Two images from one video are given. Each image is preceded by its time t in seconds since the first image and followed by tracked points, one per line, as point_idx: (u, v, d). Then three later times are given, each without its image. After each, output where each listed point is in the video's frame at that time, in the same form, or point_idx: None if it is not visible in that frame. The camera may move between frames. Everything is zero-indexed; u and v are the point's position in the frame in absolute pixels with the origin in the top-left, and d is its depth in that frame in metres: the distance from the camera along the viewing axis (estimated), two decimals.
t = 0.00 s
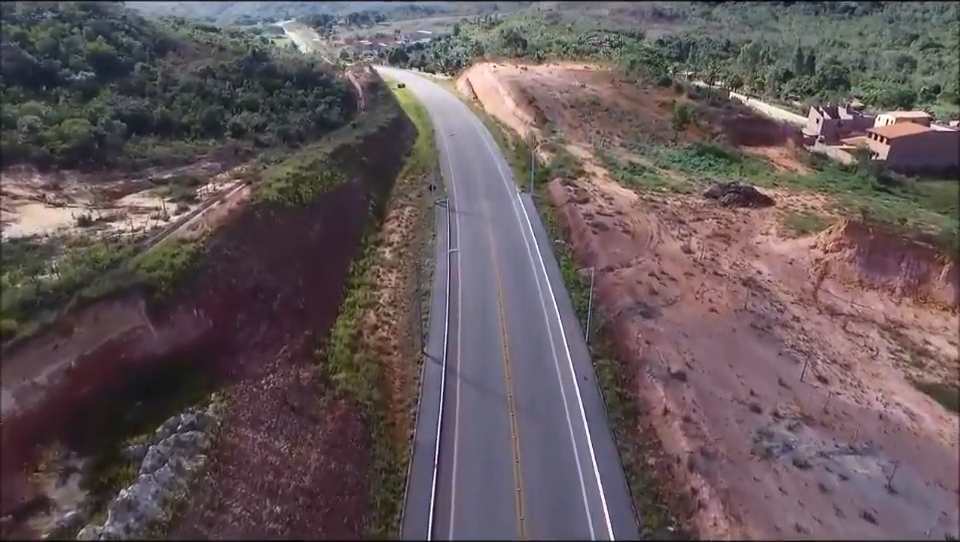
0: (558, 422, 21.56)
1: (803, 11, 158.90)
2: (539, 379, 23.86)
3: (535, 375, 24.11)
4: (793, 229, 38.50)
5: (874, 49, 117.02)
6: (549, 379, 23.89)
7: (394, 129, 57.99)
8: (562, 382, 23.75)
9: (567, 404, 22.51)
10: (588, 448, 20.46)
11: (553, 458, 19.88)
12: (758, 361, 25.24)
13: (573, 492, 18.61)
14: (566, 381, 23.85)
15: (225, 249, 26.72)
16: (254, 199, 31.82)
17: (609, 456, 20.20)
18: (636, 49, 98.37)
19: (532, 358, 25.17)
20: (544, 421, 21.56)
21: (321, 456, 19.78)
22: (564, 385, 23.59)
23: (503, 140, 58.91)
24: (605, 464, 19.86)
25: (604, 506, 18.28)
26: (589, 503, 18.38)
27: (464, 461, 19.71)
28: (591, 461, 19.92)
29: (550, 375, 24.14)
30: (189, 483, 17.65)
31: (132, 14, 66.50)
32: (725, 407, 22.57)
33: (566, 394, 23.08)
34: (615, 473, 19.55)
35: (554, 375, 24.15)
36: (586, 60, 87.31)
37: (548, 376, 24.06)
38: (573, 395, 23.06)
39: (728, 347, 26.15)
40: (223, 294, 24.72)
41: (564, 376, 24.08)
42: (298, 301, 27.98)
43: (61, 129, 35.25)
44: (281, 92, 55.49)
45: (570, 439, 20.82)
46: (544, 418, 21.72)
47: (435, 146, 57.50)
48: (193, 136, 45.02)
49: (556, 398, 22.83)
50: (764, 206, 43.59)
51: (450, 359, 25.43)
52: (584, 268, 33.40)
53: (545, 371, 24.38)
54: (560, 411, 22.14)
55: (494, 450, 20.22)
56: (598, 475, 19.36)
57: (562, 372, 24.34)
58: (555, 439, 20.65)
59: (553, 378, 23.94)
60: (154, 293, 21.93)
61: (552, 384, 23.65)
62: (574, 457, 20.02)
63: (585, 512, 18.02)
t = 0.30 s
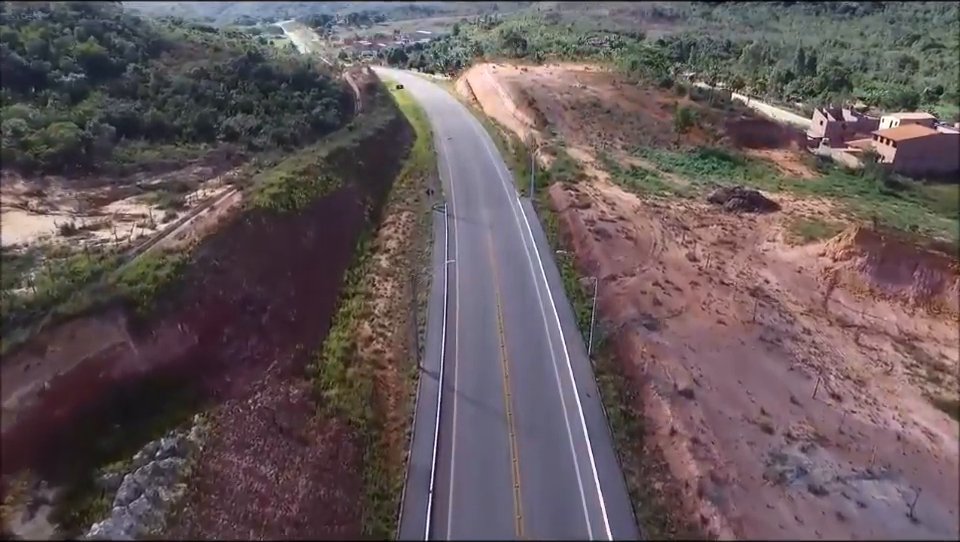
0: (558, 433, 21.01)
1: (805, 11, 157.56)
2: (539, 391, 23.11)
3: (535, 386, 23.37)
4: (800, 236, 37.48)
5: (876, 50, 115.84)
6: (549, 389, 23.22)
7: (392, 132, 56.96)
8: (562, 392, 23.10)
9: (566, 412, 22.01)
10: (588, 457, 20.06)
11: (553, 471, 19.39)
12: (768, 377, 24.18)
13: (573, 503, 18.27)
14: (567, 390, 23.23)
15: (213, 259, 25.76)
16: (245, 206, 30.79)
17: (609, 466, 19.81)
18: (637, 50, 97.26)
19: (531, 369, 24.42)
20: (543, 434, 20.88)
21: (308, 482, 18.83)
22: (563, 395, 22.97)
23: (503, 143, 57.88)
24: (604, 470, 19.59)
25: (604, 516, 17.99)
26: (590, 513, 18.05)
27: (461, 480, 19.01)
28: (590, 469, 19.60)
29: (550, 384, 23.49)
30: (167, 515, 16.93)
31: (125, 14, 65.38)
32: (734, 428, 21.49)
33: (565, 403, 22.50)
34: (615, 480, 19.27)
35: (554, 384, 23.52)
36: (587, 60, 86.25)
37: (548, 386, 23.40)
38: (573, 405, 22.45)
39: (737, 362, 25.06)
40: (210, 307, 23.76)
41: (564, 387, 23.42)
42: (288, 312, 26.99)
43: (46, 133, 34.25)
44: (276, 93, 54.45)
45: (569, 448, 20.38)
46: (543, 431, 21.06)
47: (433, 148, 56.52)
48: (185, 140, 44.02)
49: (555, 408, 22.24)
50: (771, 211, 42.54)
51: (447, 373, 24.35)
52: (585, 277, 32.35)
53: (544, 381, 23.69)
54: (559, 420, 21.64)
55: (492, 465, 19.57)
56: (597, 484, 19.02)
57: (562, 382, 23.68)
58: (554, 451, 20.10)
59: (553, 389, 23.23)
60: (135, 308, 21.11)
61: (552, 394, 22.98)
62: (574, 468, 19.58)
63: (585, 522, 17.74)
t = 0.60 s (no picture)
0: (558, 447, 20.30)
1: (806, 12, 156.40)
2: (539, 405, 22.27)
3: (535, 399, 22.55)
4: (809, 242, 36.48)
5: (879, 50, 114.79)
6: (549, 402, 22.44)
7: (390, 134, 55.96)
8: (562, 405, 22.34)
9: (565, 425, 21.31)
10: (589, 470, 19.39)
11: (553, 485, 18.66)
12: (780, 394, 23.13)
13: (572, 510, 17.80)
14: (567, 402, 22.48)
15: (201, 269, 24.74)
16: (236, 212, 29.77)
17: (611, 479, 19.18)
18: (639, 51, 96.21)
19: (531, 382, 23.56)
20: (543, 447, 20.21)
21: (297, 507, 17.80)
22: (564, 407, 22.20)
23: (503, 145, 56.88)
24: (605, 481, 19.06)
25: (605, 523, 17.53)
26: (589, 524, 17.48)
27: (458, 497, 18.32)
28: (590, 479, 19.08)
29: (549, 397, 22.73)
30: None
31: (120, 14, 64.39)
32: (745, 450, 20.46)
33: (566, 416, 21.76)
34: (616, 491, 18.73)
35: (553, 397, 22.75)
36: (588, 61, 85.22)
37: (547, 399, 22.62)
38: (574, 418, 21.69)
39: (747, 378, 23.98)
40: (197, 321, 22.74)
41: (564, 399, 22.66)
42: (280, 324, 25.95)
43: (33, 138, 33.29)
44: (273, 94, 53.42)
45: (569, 461, 19.69)
46: (543, 447, 20.27)
47: (432, 151, 55.55)
48: (178, 143, 43.06)
49: (555, 420, 21.52)
50: (777, 216, 41.54)
51: (444, 390, 23.31)
52: (588, 285, 31.30)
53: (544, 394, 22.91)
54: (559, 433, 20.94)
55: (490, 477, 18.99)
56: (599, 497, 18.40)
57: (562, 394, 22.88)
58: (553, 463, 19.37)
59: (553, 402, 22.43)
60: (116, 324, 20.16)
61: (552, 407, 22.20)
62: (575, 482, 18.88)
63: (585, 530, 17.25)
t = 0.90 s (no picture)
0: (560, 466, 19.41)
1: (807, 12, 155.47)
2: (539, 421, 21.37)
3: (536, 416, 21.63)
4: (817, 249, 35.52)
5: (881, 51, 113.82)
6: (550, 418, 21.51)
7: (389, 137, 54.98)
8: (564, 420, 21.45)
9: (568, 442, 20.44)
10: (592, 491, 18.55)
11: (555, 509, 17.86)
12: (793, 412, 22.16)
13: (572, 520, 17.55)
14: (567, 410, 21.94)
15: (189, 280, 23.74)
16: (227, 219, 28.78)
17: (616, 502, 18.32)
18: (640, 51, 95.19)
19: (531, 396, 22.62)
20: (542, 454, 19.87)
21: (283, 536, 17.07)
22: (566, 423, 21.30)
23: (503, 148, 55.86)
24: (607, 492, 18.60)
25: (604, 532, 17.32)
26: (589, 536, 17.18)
27: (456, 508, 18.02)
28: (590, 486, 18.77)
29: (551, 412, 21.80)
30: None
31: (115, 13, 63.33)
32: (757, 473, 19.47)
33: (568, 432, 20.88)
34: (618, 504, 18.24)
35: (555, 412, 21.83)
36: (589, 61, 84.17)
37: (549, 414, 21.72)
38: (577, 435, 20.78)
39: (758, 396, 22.98)
40: (183, 335, 21.78)
41: (566, 414, 21.75)
42: (271, 336, 24.97)
43: (19, 141, 32.31)
44: (270, 96, 52.42)
45: (572, 482, 18.83)
46: (545, 467, 19.38)
47: (431, 154, 54.62)
48: (170, 147, 42.09)
49: (557, 437, 20.65)
50: (784, 221, 40.56)
51: (442, 407, 22.32)
52: (591, 294, 30.30)
53: (545, 409, 22.01)
54: (559, 447, 20.24)
55: (488, 486, 18.69)
56: (603, 520, 17.65)
57: (564, 409, 21.96)
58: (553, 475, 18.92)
59: (555, 418, 21.52)
60: (95, 341, 19.23)
61: (554, 423, 21.28)
62: (578, 506, 18.04)
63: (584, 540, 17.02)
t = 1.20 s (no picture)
0: (563, 487, 18.34)
1: (809, 13, 154.31)
2: (542, 439, 20.32)
3: (538, 433, 20.60)
4: (826, 256, 34.60)
5: (884, 52, 112.77)
6: (553, 436, 20.47)
7: (387, 139, 54.09)
8: (567, 439, 20.38)
9: (571, 461, 19.39)
10: (597, 516, 17.48)
11: (557, 527, 16.93)
12: (806, 431, 21.24)
13: (572, 528, 16.99)
14: (568, 416, 21.40)
15: (176, 291, 22.87)
16: (218, 226, 27.87)
17: (621, 529, 17.23)
18: (642, 52, 94.22)
19: (532, 412, 21.59)
20: (541, 463, 19.31)
21: None
22: (569, 442, 20.25)
23: (504, 150, 54.93)
24: (608, 502, 18.03)
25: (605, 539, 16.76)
26: None
27: (452, 517, 17.44)
28: (591, 493, 18.23)
29: (553, 429, 20.77)
30: None
31: (110, 13, 62.40)
32: (770, 498, 18.53)
33: (571, 451, 19.82)
34: (619, 515, 17.66)
35: (557, 429, 20.79)
36: (591, 62, 83.17)
37: (551, 432, 20.68)
38: (580, 454, 19.73)
39: (768, 413, 22.04)
40: (169, 350, 20.93)
41: (569, 432, 20.69)
42: (262, 349, 24.09)
43: (5, 145, 31.45)
44: (266, 97, 51.50)
45: (576, 504, 17.76)
46: (547, 488, 18.31)
47: (430, 156, 53.77)
48: (164, 150, 41.26)
49: (560, 456, 19.60)
50: (790, 227, 39.65)
51: (439, 423, 21.27)
52: (594, 303, 29.38)
53: (547, 426, 20.96)
54: (559, 454, 19.69)
55: (486, 493, 18.13)
56: (603, 528, 17.11)
57: (565, 420, 21.20)
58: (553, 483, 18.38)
59: (558, 436, 20.46)
60: (73, 359, 18.42)
61: (557, 442, 20.21)
62: (582, 531, 16.94)
63: None
